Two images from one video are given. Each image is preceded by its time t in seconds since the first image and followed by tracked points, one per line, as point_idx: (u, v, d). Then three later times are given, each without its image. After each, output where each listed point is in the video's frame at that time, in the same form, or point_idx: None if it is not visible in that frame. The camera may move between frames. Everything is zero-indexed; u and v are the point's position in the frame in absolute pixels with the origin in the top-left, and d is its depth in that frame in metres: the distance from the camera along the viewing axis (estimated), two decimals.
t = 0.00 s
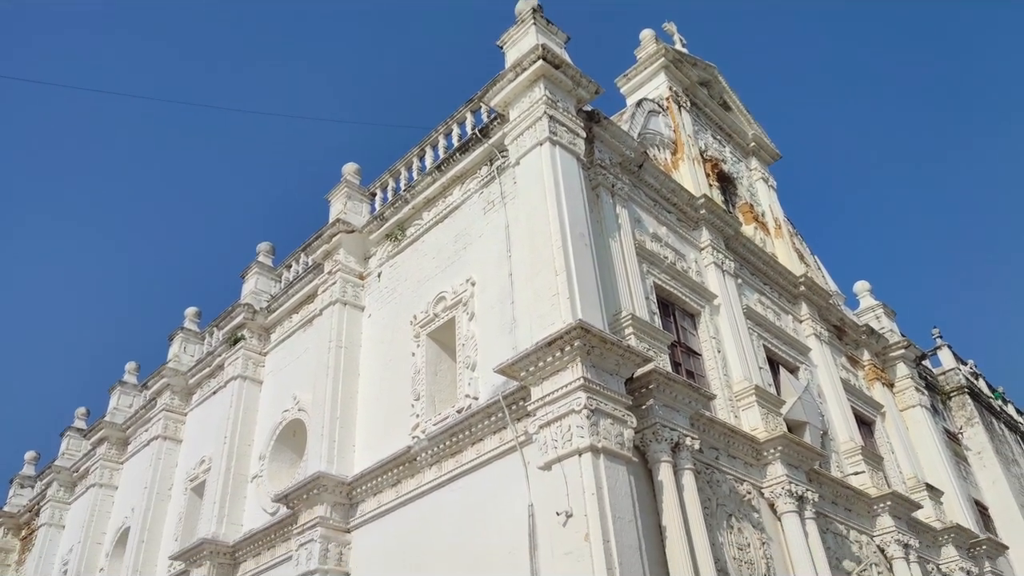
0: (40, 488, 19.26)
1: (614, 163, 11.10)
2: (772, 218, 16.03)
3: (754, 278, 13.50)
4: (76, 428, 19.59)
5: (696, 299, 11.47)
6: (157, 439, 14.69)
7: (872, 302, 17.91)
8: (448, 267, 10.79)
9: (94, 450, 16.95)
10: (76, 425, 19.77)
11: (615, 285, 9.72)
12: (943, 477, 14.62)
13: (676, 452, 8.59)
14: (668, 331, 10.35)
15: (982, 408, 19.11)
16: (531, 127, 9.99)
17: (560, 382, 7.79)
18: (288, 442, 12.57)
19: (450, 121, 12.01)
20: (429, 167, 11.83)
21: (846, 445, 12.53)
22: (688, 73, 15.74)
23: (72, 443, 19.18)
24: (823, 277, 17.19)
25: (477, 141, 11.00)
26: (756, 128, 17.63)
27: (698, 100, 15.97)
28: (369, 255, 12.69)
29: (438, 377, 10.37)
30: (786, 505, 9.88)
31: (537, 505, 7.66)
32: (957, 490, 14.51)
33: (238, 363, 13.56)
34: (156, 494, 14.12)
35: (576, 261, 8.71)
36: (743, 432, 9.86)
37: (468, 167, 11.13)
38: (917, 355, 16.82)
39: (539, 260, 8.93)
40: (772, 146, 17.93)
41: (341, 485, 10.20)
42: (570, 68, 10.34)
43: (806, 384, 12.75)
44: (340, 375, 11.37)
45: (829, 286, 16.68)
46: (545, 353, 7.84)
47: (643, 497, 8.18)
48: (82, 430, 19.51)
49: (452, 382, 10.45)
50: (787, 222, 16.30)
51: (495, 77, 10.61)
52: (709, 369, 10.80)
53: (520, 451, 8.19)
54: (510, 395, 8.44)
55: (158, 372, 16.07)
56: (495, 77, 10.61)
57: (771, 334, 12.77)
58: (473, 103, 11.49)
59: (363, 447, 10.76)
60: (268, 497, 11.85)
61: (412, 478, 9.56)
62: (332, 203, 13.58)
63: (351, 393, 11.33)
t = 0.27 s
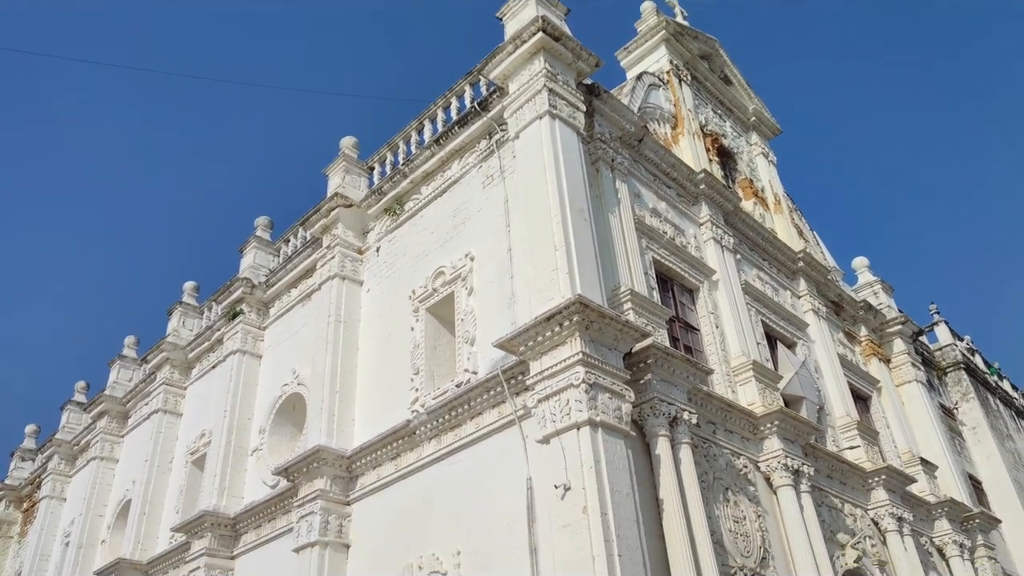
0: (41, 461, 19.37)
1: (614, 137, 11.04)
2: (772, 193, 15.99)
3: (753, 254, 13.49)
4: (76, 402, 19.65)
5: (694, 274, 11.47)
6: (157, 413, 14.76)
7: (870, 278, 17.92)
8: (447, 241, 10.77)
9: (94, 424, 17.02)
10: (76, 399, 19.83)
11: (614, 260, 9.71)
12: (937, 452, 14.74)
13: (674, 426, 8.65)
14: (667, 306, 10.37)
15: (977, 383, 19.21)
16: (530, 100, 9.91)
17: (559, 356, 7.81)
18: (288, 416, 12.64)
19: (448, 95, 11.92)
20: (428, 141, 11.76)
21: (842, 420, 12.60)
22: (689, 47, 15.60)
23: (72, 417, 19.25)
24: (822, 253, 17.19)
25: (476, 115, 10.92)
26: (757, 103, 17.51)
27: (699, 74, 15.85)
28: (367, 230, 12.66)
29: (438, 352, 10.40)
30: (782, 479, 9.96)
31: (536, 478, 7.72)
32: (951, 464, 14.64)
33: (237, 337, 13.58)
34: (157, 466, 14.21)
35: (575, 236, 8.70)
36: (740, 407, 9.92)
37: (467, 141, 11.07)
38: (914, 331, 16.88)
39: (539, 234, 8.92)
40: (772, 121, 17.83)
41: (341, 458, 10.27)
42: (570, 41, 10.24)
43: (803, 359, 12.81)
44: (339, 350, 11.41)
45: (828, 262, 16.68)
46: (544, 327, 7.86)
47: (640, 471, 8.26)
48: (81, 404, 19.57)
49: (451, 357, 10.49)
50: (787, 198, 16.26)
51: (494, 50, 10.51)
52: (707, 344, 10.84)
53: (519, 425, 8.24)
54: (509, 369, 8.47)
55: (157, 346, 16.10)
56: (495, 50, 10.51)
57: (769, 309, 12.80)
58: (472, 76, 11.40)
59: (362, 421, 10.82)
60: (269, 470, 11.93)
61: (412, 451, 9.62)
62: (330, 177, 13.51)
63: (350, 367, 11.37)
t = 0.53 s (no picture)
0: (40, 436, 19.45)
1: (612, 113, 10.97)
2: (770, 169, 15.95)
3: (751, 230, 13.48)
4: (74, 378, 19.68)
5: (692, 251, 11.47)
6: (155, 388, 14.80)
7: (867, 255, 17.94)
8: (444, 217, 10.74)
9: (92, 399, 17.06)
10: (74, 374, 19.86)
11: (612, 237, 9.71)
12: (931, 428, 14.86)
13: (670, 402, 8.71)
14: (664, 283, 10.39)
15: (972, 359, 19.32)
16: (528, 75, 9.85)
17: (557, 332, 7.84)
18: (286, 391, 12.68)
19: (445, 70, 11.83)
20: (425, 116, 11.69)
21: (837, 396, 12.69)
22: (688, 21, 15.47)
23: (70, 392, 19.30)
24: (819, 230, 17.19)
25: (473, 90, 10.85)
26: (756, 78, 17.41)
27: (698, 48, 15.73)
28: (364, 206, 12.62)
29: (435, 328, 10.42)
30: (777, 454, 10.05)
31: (533, 453, 7.78)
32: (945, 439, 14.77)
33: (234, 313, 13.58)
34: (156, 441, 14.28)
35: (573, 212, 8.68)
36: (736, 383, 9.98)
37: (464, 116, 11.01)
38: (910, 308, 16.93)
39: (536, 210, 8.90)
40: (771, 97, 17.73)
41: (339, 433, 10.33)
42: (568, 15, 10.14)
43: (799, 336, 12.86)
44: (337, 326, 11.42)
45: (825, 238, 16.69)
46: (542, 304, 7.87)
47: (637, 446, 8.33)
48: (79, 380, 19.61)
49: (449, 333, 10.51)
50: (785, 174, 16.22)
51: (491, 24, 10.41)
52: (704, 321, 10.87)
53: (516, 400, 8.29)
54: (506, 345, 8.50)
55: (154, 322, 16.10)
56: (492, 24, 10.41)
57: (766, 286, 12.82)
58: (469, 50, 11.30)
59: (360, 396, 10.86)
60: (267, 446, 12.00)
61: (409, 426, 9.68)
62: (327, 153, 13.44)
63: (348, 343, 11.40)
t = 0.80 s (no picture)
0: (42, 408, 19.54)
1: (612, 84, 10.88)
2: (771, 142, 15.85)
3: (751, 203, 13.44)
4: (75, 350, 19.74)
5: (692, 223, 11.45)
6: (156, 360, 14.85)
7: (867, 228, 17.90)
8: (443, 190, 10.70)
9: (93, 371, 17.13)
10: (74, 346, 19.90)
11: (612, 210, 9.68)
12: (928, 399, 14.96)
13: (669, 374, 8.75)
14: (664, 256, 10.38)
15: (970, 332, 19.38)
16: (528, 46, 9.74)
17: (556, 305, 7.85)
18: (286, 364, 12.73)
19: (444, 40, 11.70)
20: (423, 87, 11.59)
21: (834, 368, 12.76)
22: None
23: (71, 364, 19.36)
24: (819, 202, 17.13)
25: (472, 60, 10.74)
26: (758, 49, 17.23)
27: (699, 19, 15.56)
28: (363, 178, 12.56)
29: (435, 301, 10.44)
30: (774, 426, 10.12)
31: (532, 424, 7.84)
32: (941, 411, 14.87)
33: (234, 285, 13.58)
34: (157, 413, 14.37)
35: (573, 184, 8.64)
36: (735, 355, 10.02)
37: (464, 87, 10.91)
38: (910, 280, 16.93)
39: (536, 183, 8.86)
40: (773, 68, 17.57)
41: (340, 405, 10.39)
42: None
43: (798, 309, 12.88)
44: (337, 298, 11.43)
45: (826, 211, 16.64)
46: (542, 277, 7.87)
47: (636, 417, 8.39)
48: (80, 351, 19.66)
49: (448, 305, 10.53)
50: (786, 146, 16.13)
51: None
52: (703, 294, 10.89)
53: (516, 372, 8.33)
54: (506, 318, 8.52)
55: (153, 295, 16.10)
56: None
57: (766, 259, 12.81)
58: (468, 20, 11.17)
59: (361, 368, 10.91)
60: (268, 417, 12.08)
61: (410, 398, 9.74)
62: (325, 124, 13.34)
63: (348, 316, 11.42)
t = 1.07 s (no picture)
0: (44, 381, 19.63)
1: (613, 56, 10.78)
2: (773, 114, 15.75)
3: (751, 176, 13.38)
4: (76, 324, 19.78)
5: (692, 197, 11.41)
6: (157, 334, 14.88)
7: (867, 201, 17.85)
8: (442, 163, 10.65)
9: (94, 345, 17.18)
10: (75, 320, 19.94)
11: (612, 184, 9.65)
12: (925, 373, 15.03)
13: (668, 347, 8.78)
14: (663, 230, 10.37)
15: (969, 306, 19.41)
16: (527, 17, 9.64)
17: (556, 279, 7.85)
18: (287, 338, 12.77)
19: (443, 11, 11.58)
20: (422, 59, 11.48)
21: (833, 342, 12.81)
22: None
23: (72, 338, 19.40)
24: (820, 176, 17.07)
25: (471, 32, 10.63)
26: (760, 21, 17.05)
27: None
28: (362, 151, 12.50)
29: (434, 275, 10.44)
30: (772, 399, 10.18)
31: (532, 397, 7.88)
32: (938, 384, 14.96)
33: (233, 260, 13.57)
34: (159, 386, 14.44)
35: (573, 158, 8.59)
36: (734, 329, 10.05)
37: (463, 59, 10.82)
38: (909, 254, 16.92)
39: (536, 156, 8.82)
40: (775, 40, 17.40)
41: (340, 379, 10.44)
42: None
43: (798, 283, 12.89)
44: (336, 273, 11.43)
45: (826, 185, 16.58)
46: (542, 251, 7.87)
47: (635, 390, 8.44)
48: (81, 326, 19.70)
49: (448, 279, 10.54)
50: (787, 120, 16.03)
51: None
52: (703, 268, 10.89)
53: (516, 346, 8.36)
54: (505, 292, 8.52)
55: (153, 269, 16.10)
56: None
57: (765, 233, 12.80)
58: None
59: (361, 342, 10.94)
60: (269, 391, 12.14)
61: (410, 372, 9.78)
62: (323, 97, 13.24)
63: (347, 290, 11.43)
